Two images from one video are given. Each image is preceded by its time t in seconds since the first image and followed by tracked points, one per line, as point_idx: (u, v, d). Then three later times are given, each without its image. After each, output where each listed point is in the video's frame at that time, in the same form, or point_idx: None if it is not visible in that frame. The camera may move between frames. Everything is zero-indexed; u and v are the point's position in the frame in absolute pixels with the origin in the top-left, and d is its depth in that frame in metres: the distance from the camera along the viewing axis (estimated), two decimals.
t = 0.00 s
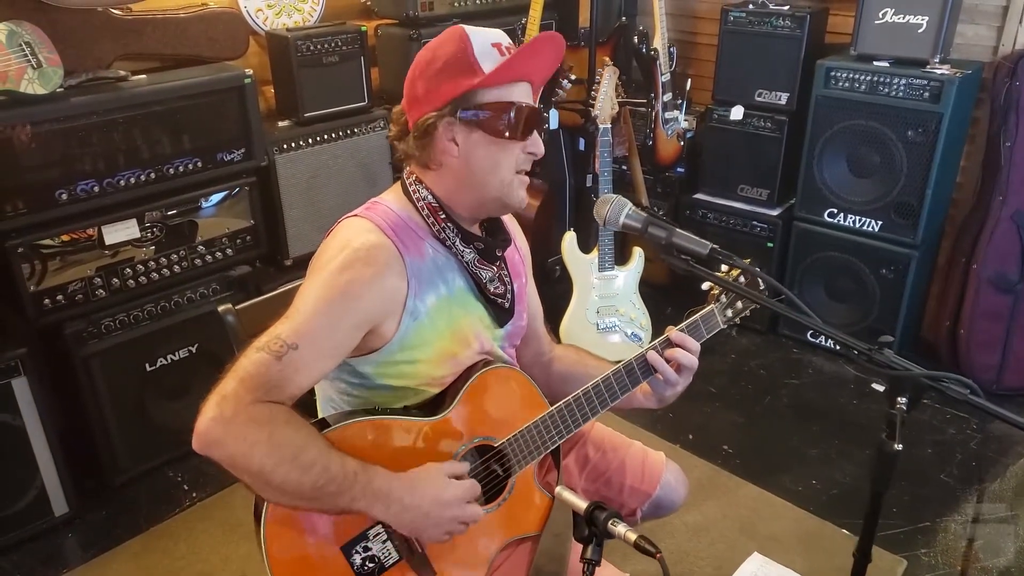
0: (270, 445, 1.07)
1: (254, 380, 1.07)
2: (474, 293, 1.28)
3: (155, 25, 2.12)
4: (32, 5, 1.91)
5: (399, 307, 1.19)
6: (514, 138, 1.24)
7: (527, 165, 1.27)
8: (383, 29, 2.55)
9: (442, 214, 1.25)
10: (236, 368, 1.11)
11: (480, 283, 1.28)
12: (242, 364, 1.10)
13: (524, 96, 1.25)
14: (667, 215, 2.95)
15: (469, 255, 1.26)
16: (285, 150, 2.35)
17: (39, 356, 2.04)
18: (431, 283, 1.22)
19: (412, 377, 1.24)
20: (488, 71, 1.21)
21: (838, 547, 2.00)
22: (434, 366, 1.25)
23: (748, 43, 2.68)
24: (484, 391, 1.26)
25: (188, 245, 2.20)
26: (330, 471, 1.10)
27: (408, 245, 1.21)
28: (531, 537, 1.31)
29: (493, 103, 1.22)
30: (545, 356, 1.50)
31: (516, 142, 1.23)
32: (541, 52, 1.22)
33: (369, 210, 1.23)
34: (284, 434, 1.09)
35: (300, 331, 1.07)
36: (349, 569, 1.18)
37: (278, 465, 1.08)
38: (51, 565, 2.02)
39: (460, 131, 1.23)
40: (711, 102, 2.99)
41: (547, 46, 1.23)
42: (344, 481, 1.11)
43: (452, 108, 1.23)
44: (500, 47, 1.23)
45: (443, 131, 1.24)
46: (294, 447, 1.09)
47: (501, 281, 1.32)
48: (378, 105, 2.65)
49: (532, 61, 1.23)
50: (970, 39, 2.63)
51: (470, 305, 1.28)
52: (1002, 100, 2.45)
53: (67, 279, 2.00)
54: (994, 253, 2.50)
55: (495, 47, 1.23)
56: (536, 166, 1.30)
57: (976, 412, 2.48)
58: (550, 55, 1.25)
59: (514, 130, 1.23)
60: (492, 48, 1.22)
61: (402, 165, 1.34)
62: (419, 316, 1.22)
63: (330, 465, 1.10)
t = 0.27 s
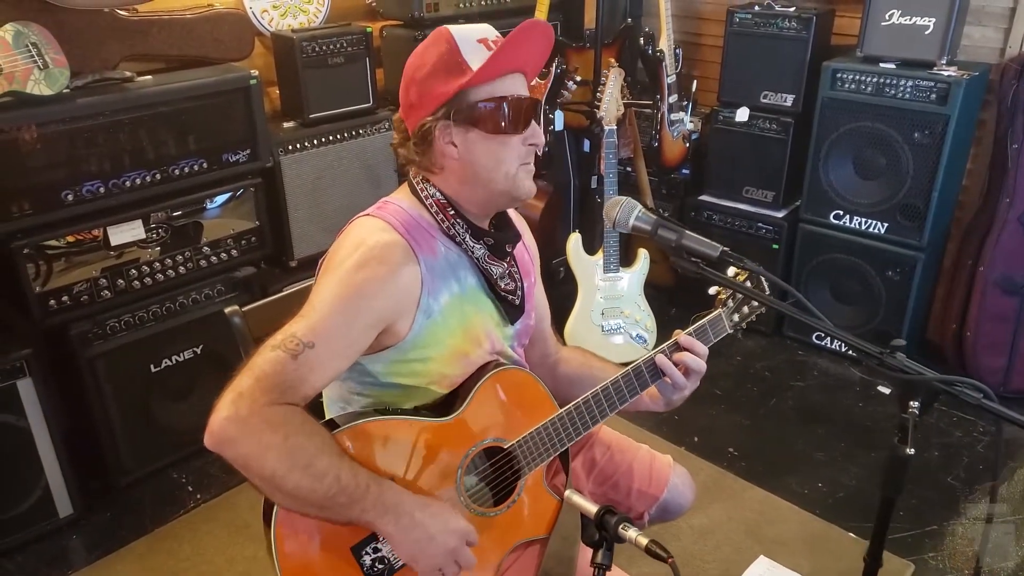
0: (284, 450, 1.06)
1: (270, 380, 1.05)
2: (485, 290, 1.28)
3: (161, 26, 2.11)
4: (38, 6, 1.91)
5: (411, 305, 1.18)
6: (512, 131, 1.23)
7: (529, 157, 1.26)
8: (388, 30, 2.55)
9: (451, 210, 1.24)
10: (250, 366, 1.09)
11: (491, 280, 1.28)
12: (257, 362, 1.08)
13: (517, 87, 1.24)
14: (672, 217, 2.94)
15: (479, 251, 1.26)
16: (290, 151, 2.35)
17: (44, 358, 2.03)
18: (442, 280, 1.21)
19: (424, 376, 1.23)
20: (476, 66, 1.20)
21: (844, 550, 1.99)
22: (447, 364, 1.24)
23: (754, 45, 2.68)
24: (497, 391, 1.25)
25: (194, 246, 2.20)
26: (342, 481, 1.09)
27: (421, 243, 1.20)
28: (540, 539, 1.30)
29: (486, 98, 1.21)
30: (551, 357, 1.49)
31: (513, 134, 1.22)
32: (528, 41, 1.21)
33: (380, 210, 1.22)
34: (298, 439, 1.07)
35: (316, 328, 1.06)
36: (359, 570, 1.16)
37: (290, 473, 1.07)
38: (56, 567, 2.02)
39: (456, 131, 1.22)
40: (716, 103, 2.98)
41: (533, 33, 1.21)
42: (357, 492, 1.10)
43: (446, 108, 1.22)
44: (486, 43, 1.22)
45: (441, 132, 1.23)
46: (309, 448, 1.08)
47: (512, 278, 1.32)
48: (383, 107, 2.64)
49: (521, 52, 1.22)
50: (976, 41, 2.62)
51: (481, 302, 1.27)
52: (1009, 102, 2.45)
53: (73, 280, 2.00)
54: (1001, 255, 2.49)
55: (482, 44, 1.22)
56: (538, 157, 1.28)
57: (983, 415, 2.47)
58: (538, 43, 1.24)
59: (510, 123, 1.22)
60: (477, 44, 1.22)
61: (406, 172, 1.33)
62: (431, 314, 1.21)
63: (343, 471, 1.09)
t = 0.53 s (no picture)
0: (290, 435, 1.05)
1: (273, 369, 1.05)
2: (490, 287, 1.27)
3: (164, 26, 2.11)
4: (41, 6, 1.90)
5: (417, 300, 1.17)
6: (516, 143, 1.21)
7: (530, 169, 1.25)
8: (391, 30, 2.54)
9: (455, 206, 1.24)
10: (255, 358, 1.09)
11: (495, 276, 1.27)
12: (261, 354, 1.07)
13: (528, 99, 1.22)
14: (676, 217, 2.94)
15: (483, 248, 1.25)
16: (293, 152, 2.34)
17: (47, 358, 2.03)
18: (447, 275, 1.21)
19: (428, 372, 1.22)
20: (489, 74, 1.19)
21: (849, 552, 1.98)
22: (451, 360, 1.23)
23: (758, 45, 2.67)
24: (503, 389, 1.25)
25: (196, 246, 2.20)
26: (348, 465, 1.08)
27: (425, 238, 1.19)
28: (545, 540, 1.30)
29: (494, 106, 1.20)
30: (556, 357, 1.48)
31: (516, 147, 1.21)
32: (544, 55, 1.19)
33: (385, 205, 1.21)
34: (304, 427, 1.07)
35: (320, 321, 1.06)
36: (364, 569, 1.15)
37: (296, 457, 1.06)
38: (59, 567, 2.01)
39: (461, 132, 1.21)
40: (720, 103, 2.98)
41: (551, 49, 1.19)
42: (363, 477, 1.09)
43: (454, 110, 1.21)
44: (505, 49, 1.21)
45: (445, 130, 1.22)
46: (315, 444, 1.07)
47: (516, 275, 1.31)
48: (386, 107, 2.64)
49: (536, 64, 1.20)
50: (982, 41, 2.61)
51: (485, 299, 1.26)
52: (1015, 103, 2.44)
53: (76, 280, 1.99)
54: (1006, 256, 2.48)
55: (500, 49, 1.20)
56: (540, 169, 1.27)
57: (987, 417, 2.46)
58: (557, 58, 1.22)
59: (515, 135, 1.21)
60: (497, 48, 1.20)
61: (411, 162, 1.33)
62: (436, 309, 1.20)
63: (350, 457, 1.09)
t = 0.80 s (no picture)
0: (292, 436, 1.06)
1: (277, 367, 1.05)
2: (491, 289, 1.27)
3: (166, 26, 2.11)
4: (42, 6, 1.91)
5: (418, 300, 1.17)
6: (524, 150, 1.21)
7: (537, 174, 1.25)
8: (393, 31, 2.54)
9: (457, 209, 1.23)
10: (257, 354, 1.09)
11: (496, 278, 1.27)
12: (263, 352, 1.08)
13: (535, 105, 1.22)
14: (677, 218, 2.94)
15: (484, 249, 1.25)
16: (294, 152, 2.34)
17: (49, 358, 2.03)
18: (448, 276, 1.21)
19: (429, 372, 1.22)
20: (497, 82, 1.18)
21: (850, 554, 1.98)
22: (451, 360, 1.23)
23: (760, 46, 2.67)
24: (503, 390, 1.25)
25: (198, 247, 2.20)
26: (348, 468, 1.08)
27: (428, 238, 1.19)
28: (544, 540, 1.29)
29: (502, 113, 1.19)
30: (555, 359, 1.49)
31: (525, 154, 1.21)
32: (551, 62, 1.19)
33: (387, 205, 1.21)
34: (304, 427, 1.07)
35: (323, 321, 1.06)
36: (363, 568, 1.14)
37: (297, 459, 1.06)
38: (60, 567, 2.02)
39: (468, 139, 1.21)
40: (721, 104, 2.97)
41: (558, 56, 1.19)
42: (363, 480, 1.09)
43: (461, 117, 1.20)
44: (512, 56, 1.20)
45: (452, 138, 1.21)
46: (315, 441, 1.07)
47: (516, 277, 1.31)
48: (387, 108, 2.64)
49: (544, 71, 1.20)
50: (983, 42, 2.61)
51: (486, 301, 1.26)
52: (1016, 104, 2.43)
53: (77, 280, 2.00)
54: (1008, 257, 2.48)
55: (507, 56, 1.19)
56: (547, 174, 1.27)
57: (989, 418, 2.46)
58: (563, 64, 1.21)
59: (523, 143, 1.20)
60: (504, 55, 1.19)
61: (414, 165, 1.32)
62: (437, 309, 1.20)
63: (350, 460, 1.09)
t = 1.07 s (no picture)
0: (288, 433, 1.05)
1: (271, 365, 1.05)
2: (486, 289, 1.27)
3: (165, 26, 2.12)
4: (40, 6, 1.91)
5: (413, 299, 1.18)
6: (520, 149, 1.21)
7: (534, 173, 1.25)
8: (392, 31, 2.55)
9: (453, 208, 1.24)
10: (252, 353, 1.09)
11: (492, 278, 1.27)
12: (258, 351, 1.08)
13: (530, 104, 1.22)
14: (676, 218, 2.94)
15: (480, 250, 1.25)
16: (293, 152, 2.35)
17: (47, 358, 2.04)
18: (444, 276, 1.21)
19: (425, 371, 1.22)
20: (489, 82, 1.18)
21: (847, 554, 1.98)
22: (447, 360, 1.23)
23: (759, 46, 2.67)
24: (498, 389, 1.25)
25: (196, 246, 2.21)
26: (345, 463, 1.09)
27: (423, 238, 1.20)
28: (540, 539, 1.29)
29: (496, 113, 1.19)
30: (550, 360, 1.48)
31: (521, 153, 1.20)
32: (543, 59, 1.18)
33: (383, 205, 1.21)
34: (300, 422, 1.06)
35: (318, 318, 1.06)
36: (358, 566, 1.16)
37: (293, 455, 1.06)
38: (58, 566, 2.02)
39: (463, 140, 1.21)
40: (720, 104, 2.97)
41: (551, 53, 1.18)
42: (359, 475, 1.10)
43: (456, 118, 1.21)
44: (504, 55, 1.20)
45: (447, 140, 1.22)
46: (311, 437, 1.07)
47: (512, 278, 1.31)
48: (386, 108, 2.64)
49: (536, 69, 1.19)
50: (982, 42, 2.61)
51: (482, 301, 1.26)
52: (1016, 104, 2.43)
53: (76, 280, 2.00)
54: (1006, 258, 2.48)
55: (498, 55, 1.19)
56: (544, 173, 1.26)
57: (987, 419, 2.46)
58: (557, 61, 1.21)
59: (519, 141, 1.20)
60: (496, 54, 1.19)
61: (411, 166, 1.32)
62: (433, 309, 1.20)
63: (346, 455, 1.09)
